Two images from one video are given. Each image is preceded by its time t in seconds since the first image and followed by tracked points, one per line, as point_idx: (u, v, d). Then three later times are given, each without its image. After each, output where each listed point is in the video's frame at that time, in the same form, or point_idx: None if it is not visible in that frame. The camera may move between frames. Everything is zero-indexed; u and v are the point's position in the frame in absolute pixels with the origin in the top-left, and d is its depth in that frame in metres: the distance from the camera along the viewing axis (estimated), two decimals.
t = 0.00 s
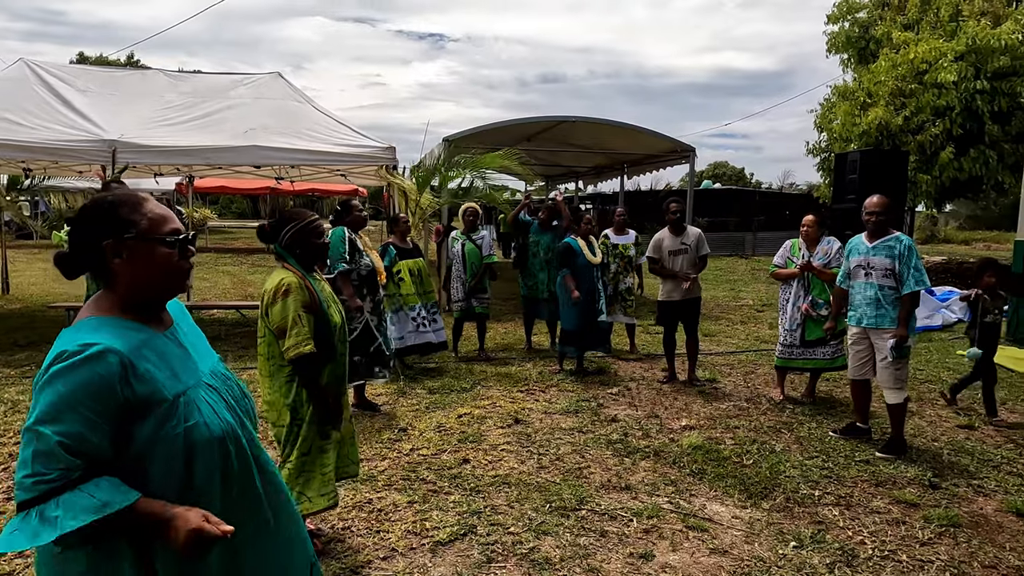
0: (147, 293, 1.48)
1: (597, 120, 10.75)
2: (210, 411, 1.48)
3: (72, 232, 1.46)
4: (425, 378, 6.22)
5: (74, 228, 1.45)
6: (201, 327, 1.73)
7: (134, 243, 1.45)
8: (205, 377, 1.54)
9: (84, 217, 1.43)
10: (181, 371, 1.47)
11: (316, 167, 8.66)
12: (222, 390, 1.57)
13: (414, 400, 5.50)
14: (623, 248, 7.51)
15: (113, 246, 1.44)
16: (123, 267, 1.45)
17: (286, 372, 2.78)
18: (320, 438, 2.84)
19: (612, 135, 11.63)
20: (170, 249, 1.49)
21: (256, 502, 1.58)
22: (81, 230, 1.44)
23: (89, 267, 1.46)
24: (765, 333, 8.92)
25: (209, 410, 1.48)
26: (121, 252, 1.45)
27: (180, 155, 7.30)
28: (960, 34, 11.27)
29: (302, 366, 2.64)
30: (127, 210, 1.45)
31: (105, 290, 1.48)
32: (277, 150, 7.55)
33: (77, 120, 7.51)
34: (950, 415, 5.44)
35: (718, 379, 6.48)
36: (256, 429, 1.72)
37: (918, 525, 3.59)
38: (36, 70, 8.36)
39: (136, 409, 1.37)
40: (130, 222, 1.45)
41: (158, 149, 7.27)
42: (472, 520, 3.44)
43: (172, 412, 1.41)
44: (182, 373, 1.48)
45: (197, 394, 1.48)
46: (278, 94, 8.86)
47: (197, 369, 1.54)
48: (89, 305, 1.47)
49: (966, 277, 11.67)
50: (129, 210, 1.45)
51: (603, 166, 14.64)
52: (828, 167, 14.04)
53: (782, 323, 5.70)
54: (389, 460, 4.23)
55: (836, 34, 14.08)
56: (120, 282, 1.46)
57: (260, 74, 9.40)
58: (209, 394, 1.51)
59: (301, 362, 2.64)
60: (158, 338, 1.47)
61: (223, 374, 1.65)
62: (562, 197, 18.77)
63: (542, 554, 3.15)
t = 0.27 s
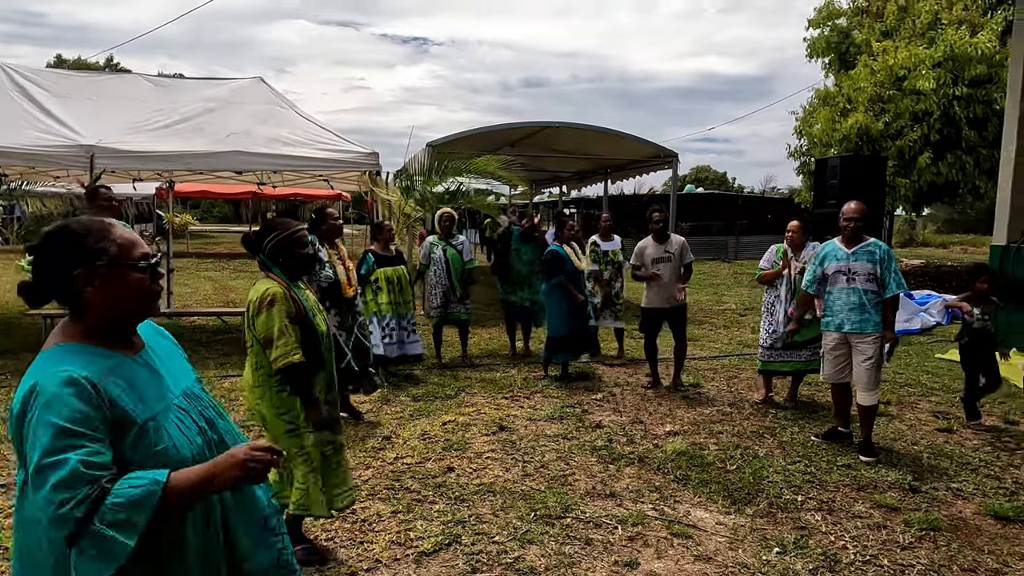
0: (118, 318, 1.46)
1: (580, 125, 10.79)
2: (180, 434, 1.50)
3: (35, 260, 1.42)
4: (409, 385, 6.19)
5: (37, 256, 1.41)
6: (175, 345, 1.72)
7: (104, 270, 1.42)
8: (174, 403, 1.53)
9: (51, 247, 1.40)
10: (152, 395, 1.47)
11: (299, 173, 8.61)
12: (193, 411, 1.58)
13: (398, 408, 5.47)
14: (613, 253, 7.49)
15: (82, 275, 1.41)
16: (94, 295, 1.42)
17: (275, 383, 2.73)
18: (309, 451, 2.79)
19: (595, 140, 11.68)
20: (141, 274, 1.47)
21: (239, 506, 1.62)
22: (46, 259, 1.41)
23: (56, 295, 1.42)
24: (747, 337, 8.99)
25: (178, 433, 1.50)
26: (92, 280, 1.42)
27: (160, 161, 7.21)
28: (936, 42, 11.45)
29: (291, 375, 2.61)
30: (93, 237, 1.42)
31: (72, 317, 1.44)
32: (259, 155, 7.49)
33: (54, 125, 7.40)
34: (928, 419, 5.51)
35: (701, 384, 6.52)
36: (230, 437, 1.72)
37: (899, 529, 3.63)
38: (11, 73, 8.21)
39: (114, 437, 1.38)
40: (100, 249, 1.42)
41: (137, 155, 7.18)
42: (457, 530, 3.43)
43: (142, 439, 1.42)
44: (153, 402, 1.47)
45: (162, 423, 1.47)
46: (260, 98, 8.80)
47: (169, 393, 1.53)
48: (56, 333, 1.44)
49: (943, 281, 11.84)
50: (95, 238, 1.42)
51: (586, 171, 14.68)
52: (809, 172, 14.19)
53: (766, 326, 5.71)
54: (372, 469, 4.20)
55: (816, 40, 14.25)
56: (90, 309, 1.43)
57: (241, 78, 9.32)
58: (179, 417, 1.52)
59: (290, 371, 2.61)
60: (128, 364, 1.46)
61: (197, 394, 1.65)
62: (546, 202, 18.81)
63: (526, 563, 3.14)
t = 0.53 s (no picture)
0: (112, 307, 1.44)
1: (564, 129, 10.81)
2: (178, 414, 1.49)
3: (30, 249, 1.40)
4: (393, 390, 6.16)
5: (31, 246, 1.39)
6: (162, 336, 1.70)
7: (100, 260, 1.41)
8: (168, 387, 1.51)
9: (46, 238, 1.38)
10: (148, 381, 1.45)
11: (282, 176, 8.55)
12: (188, 397, 1.56)
13: (383, 413, 5.44)
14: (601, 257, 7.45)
15: (78, 264, 1.40)
16: (90, 284, 1.41)
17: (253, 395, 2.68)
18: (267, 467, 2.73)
19: (579, 144, 11.71)
20: (134, 265, 1.47)
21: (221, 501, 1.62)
22: (41, 247, 1.39)
23: (49, 284, 1.40)
24: (730, 339, 9.06)
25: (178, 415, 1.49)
26: (87, 270, 1.41)
27: (139, 163, 7.12)
28: (913, 48, 11.63)
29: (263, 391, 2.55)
30: (88, 227, 1.41)
31: (64, 307, 1.42)
32: (241, 158, 7.42)
33: (31, 127, 7.28)
34: (908, 419, 5.59)
35: (686, 386, 6.55)
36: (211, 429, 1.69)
37: (881, 528, 3.68)
38: None
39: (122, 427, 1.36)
40: (94, 239, 1.41)
41: (117, 157, 7.08)
42: (443, 535, 3.41)
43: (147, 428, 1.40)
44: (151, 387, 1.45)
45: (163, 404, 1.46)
46: (242, 101, 8.72)
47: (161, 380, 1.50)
48: (47, 323, 1.41)
49: (921, 283, 12.02)
50: (90, 228, 1.41)
51: (570, 174, 14.73)
52: (789, 176, 14.35)
53: (750, 329, 5.79)
54: (357, 475, 4.17)
55: (796, 45, 14.41)
56: (83, 299, 1.42)
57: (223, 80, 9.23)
58: (175, 404, 1.50)
59: (264, 386, 2.55)
60: (118, 352, 1.43)
61: (188, 380, 1.63)
62: (529, 205, 18.84)
63: (514, 568, 3.13)
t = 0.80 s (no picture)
0: (113, 313, 1.45)
1: (545, 133, 10.82)
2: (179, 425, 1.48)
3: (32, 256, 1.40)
4: (376, 394, 6.11)
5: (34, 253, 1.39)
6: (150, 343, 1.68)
7: (103, 267, 1.43)
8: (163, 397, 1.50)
9: (49, 244, 1.39)
10: (144, 389, 1.43)
11: (262, 179, 8.46)
12: (183, 407, 1.54)
13: (366, 417, 5.39)
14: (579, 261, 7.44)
15: (83, 271, 1.41)
16: (95, 292, 1.42)
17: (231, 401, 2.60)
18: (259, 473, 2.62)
19: (561, 148, 11.74)
20: (137, 271, 1.48)
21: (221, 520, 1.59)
22: (45, 254, 1.39)
23: (52, 291, 1.41)
24: (711, 342, 9.12)
25: (174, 423, 1.47)
26: (92, 277, 1.42)
27: (116, 166, 7.01)
28: (886, 55, 11.83)
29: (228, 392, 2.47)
30: (93, 234, 1.42)
31: (65, 313, 1.43)
32: (221, 161, 7.33)
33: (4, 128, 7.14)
34: (886, 420, 5.67)
35: (668, 389, 6.58)
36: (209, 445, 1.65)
37: (863, 528, 3.72)
38: None
39: (112, 437, 1.33)
40: (98, 246, 1.42)
41: (93, 160, 6.96)
42: (429, 539, 3.39)
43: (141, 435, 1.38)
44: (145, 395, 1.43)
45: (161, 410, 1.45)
46: (221, 103, 8.62)
47: (156, 387, 1.49)
48: (48, 328, 1.42)
49: (896, 285, 12.22)
50: (94, 235, 1.42)
51: (552, 178, 14.78)
52: (768, 180, 14.51)
53: (726, 328, 5.88)
54: (341, 480, 4.13)
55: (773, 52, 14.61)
56: (86, 306, 1.42)
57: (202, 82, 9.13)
58: (169, 412, 1.47)
59: (229, 386, 2.47)
60: (117, 355, 1.43)
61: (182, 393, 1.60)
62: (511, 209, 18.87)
63: (500, 572, 3.12)
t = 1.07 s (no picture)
0: (100, 308, 1.50)
1: (525, 136, 10.84)
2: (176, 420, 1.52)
3: (24, 251, 1.45)
4: (357, 399, 6.06)
5: (26, 247, 1.44)
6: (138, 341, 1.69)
7: (93, 263, 1.47)
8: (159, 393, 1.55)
9: (36, 241, 1.43)
10: (138, 380, 1.48)
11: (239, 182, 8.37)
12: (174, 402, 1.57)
13: (347, 422, 5.35)
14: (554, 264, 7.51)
15: (70, 267, 1.46)
16: (83, 286, 1.47)
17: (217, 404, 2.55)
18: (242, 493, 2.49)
19: (541, 152, 11.78)
20: (124, 269, 1.53)
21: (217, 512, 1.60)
22: (36, 248, 1.44)
23: (41, 285, 1.46)
24: (691, 344, 9.20)
25: (169, 417, 1.50)
26: (80, 273, 1.47)
27: (90, 169, 6.89)
28: (859, 61, 12.05)
29: (211, 400, 2.43)
30: (82, 231, 1.47)
31: (54, 307, 1.47)
32: (198, 164, 7.25)
33: None
34: (863, 420, 5.75)
35: (649, 391, 6.61)
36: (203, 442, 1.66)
37: (841, 526, 3.77)
38: None
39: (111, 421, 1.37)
40: (87, 242, 1.47)
41: (66, 162, 6.85)
42: (412, 545, 3.36)
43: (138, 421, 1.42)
44: (140, 384, 1.47)
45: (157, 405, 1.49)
46: (198, 106, 8.53)
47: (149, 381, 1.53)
48: (36, 321, 1.46)
49: (871, 288, 12.42)
50: (83, 231, 1.47)
51: (531, 182, 14.80)
52: (745, 184, 14.68)
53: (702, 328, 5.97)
54: (322, 486, 4.09)
55: (749, 58, 14.80)
56: (73, 301, 1.47)
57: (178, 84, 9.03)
58: (163, 403, 1.51)
59: (212, 394, 2.44)
60: (113, 349, 1.49)
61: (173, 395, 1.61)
62: (491, 213, 18.88)
63: None
